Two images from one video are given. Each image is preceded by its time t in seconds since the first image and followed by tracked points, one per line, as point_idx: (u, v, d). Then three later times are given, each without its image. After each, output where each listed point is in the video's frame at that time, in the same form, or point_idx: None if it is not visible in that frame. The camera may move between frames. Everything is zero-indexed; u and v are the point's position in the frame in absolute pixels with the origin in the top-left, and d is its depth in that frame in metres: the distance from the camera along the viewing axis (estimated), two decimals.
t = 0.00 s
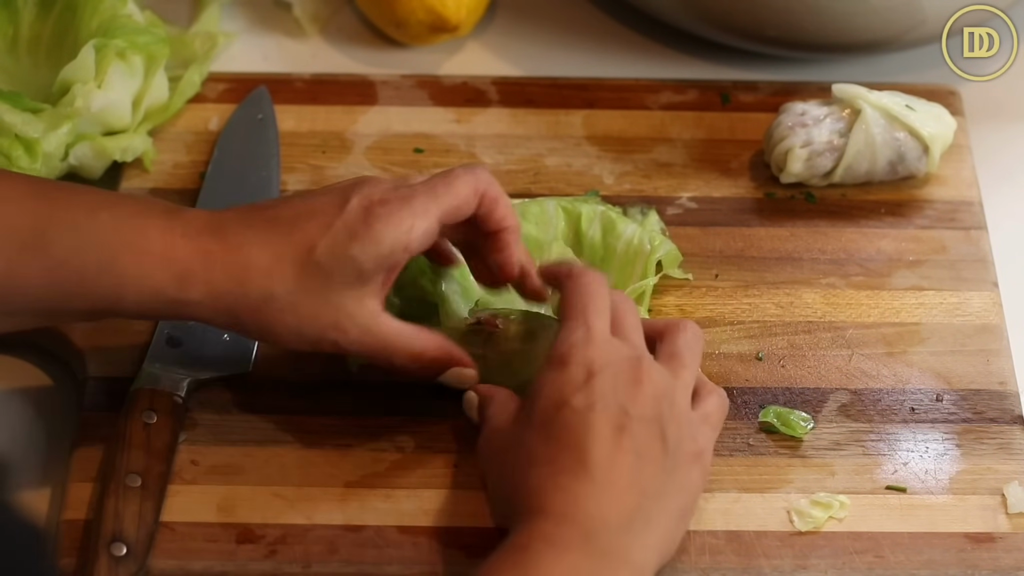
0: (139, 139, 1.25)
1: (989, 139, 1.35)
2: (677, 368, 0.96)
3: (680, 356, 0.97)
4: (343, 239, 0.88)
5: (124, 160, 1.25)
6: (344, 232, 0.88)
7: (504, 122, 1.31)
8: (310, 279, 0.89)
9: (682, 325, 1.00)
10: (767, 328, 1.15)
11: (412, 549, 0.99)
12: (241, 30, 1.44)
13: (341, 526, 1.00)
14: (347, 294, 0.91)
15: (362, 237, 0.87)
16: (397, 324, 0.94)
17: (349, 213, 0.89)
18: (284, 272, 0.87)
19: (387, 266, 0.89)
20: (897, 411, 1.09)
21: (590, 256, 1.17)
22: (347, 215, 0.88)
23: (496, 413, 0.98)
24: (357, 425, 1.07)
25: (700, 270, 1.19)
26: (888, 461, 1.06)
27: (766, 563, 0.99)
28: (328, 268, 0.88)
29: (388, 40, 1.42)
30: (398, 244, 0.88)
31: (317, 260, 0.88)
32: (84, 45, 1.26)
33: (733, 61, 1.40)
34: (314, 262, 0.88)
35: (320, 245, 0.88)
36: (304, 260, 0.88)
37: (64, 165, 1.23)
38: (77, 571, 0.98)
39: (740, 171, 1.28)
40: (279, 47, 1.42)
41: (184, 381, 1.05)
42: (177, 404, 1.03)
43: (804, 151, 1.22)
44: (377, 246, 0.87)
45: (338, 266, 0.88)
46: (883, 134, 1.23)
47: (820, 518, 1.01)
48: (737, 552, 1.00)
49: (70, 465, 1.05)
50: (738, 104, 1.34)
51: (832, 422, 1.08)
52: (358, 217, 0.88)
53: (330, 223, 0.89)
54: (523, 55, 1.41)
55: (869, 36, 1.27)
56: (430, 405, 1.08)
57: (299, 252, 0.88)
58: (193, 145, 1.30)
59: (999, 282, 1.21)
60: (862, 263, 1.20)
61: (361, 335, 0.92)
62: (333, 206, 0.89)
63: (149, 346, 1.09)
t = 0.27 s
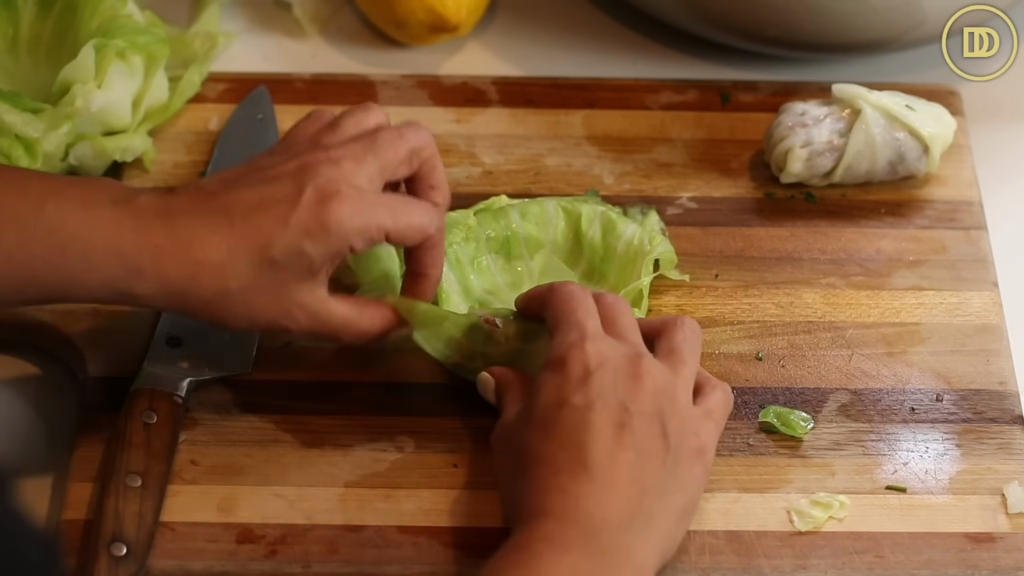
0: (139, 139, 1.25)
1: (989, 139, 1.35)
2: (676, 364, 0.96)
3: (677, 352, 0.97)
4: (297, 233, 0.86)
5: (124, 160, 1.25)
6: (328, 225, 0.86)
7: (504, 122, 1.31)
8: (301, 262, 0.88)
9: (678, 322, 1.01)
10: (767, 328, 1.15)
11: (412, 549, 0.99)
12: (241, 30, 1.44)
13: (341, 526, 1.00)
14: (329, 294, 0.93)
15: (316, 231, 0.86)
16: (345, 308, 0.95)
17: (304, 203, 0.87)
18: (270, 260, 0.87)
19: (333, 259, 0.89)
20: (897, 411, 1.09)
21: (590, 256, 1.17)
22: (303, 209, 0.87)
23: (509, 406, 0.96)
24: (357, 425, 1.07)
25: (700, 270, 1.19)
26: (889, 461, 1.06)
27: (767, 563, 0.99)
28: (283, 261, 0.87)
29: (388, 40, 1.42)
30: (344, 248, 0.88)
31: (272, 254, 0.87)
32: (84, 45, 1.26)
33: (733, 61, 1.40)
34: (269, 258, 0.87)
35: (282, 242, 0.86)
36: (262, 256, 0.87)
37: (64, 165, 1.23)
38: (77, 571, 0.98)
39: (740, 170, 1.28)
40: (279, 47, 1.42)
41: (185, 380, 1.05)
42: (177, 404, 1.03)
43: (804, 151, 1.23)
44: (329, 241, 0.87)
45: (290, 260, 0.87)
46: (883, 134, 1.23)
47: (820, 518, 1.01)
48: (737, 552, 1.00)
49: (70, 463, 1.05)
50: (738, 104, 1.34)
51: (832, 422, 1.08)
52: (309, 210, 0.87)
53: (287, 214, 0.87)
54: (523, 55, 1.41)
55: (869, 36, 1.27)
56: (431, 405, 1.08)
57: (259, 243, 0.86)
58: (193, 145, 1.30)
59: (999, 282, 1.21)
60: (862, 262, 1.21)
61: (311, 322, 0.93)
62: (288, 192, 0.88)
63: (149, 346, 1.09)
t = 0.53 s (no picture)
0: (139, 139, 1.25)
1: (989, 139, 1.35)
2: (675, 369, 0.96)
3: (675, 357, 0.97)
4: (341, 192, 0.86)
5: (124, 160, 1.25)
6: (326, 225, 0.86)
7: (504, 123, 1.31)
8: (311, 254, 0.88)
9: (678, 326, 1.00)
10: (767, 328, 1.15)
11: (412, 549, 0.99)
12: (241, 30, 1.44)
13: (341, 526, 1.00)
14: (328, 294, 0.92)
15: (360, 188, 0.86)
16: (407, 261, 0.93)
17: (346, 162, 0.87)
18: (301, 248, 0.87)
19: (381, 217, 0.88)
20: (897, 411, 1.09)
21: (590, 256, 1.17)
22: (346, 166, 0.86)
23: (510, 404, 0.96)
24: (357, 425, 1.07)
25: (700, 270, 1.19)
26: (888, 461, 1.06)
27: (766, 563, 0.99)
28: (335, 227, 0.87)
29: (388, 40, 1.42)
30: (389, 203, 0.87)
31: (323, 221, 0.86)
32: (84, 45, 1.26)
33: (733, 61, 1.40)
34: (319, 224, 0.86)
35: (329, 204, 0.86)
36: (310, 223, 0.86)
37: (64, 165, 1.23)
38: (77, 571, 0.98)
39: (740, 170, 1.28)
40: (279, 47, 1.42)
41: (185, 380, 1.05)
42: (177, 404, 1.03)
43: (804, 151, 1.22)
44: (374, 197, 0.86)
45: (339, 217, 0.86)
46: (883, 134, 1.23)
47: (820, 518, 1.01)
48: (737, 552, 1.00)
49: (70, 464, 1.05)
50: (738, 103, 1.34)
51: (832, 422, 1.08)
52: (353, 168, 0.86)
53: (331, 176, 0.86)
54: (523, 55, 1.41)
55: (869, 36, 1.27)
56: (431, 405, 1.08)
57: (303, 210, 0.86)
58: (193, 145, 1.30)
59: (1000, 282, 1.20)
60: (862, 262, 1.21)
61: (372, 280, 0.92)
62: (330, 153, 0.88)
63: (149, 346, 1.09)
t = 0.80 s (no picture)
0: (139, 139, 1.25)
1: (989, 139, 1.35)
2: (674, 382, 0.96)
3: (674, 371, 0.97)
4: (356, 206, 0.90)
5: (124, 160, 1.25)
6: (345, 235, 0.90)
7: (504, 122, 1.31)
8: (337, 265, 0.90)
9: (676, 340, 1.00)
10: (767, 328, 1.15)
11: (412, 549, 0.99)
12: (241, 30, 1.44)
13: (341, 526, 1.00)
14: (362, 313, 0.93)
15: (374, 192, 0.91)
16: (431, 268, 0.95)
17: (354, 175, 0.92)
18: (312, 258, 0.90)
19: (405, 222, 0.92)
20: (897, 411, 1.09)
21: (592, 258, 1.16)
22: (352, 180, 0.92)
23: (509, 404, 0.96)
24: (357, 425, 1.07)
25: (700, 270, 1.19)
26: (888, 461, 1.06)
27: (766, 563, 0.99)
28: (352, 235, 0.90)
29: (388, 40, 1.42)
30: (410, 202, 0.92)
31: (340, 228, 0.90)
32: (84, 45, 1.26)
33: (733, 61, 1.40)
34: (338, 230, 0.90)
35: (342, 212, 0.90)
36: (330, 230, 0.90)
37: (64, 165, 1.23)
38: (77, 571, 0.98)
39: (740, 170, 1.28)
40: (279, 47, 1.42)
41: (184, 381, 1.05)
42: (177, 404, 1.03)
43: (804, 151, 1.23)
44: (390, 197, 0.91)
45: (361, 225, 0.90)
46: (883, 134, 1.23)
47: (820, 518, 1.01)
48: (737, 552, 1.00)
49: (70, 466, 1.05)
50: (738, 103, 1.34)
51: (832, 422, 1.08)
52: (364, 177, 0.92)
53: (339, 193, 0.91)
54: (523, 55, 1.41)
55: (868, 36, 1.27)
56: (431, 405, 1.08)
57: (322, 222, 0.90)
58: (193, 145, 1.30)
59: (1000, 282, 1.20)
60: (862, 262, 1.21)
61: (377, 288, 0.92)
62: (337, 174, 0.93)
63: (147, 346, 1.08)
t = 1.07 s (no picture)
0: (139, 139, 1.25)
1: (989, 139, 1.35)
2: (676, 386, 0.96)
3: (675, 375, 0.97)
4: (358, 207, 0.91)
5: (124, 160, 1.25)
6: (350, 234, 0.91)
7: (504, 123, 1.31)
8: (343, 263, 0.90)
9: (677, 344, 1.00)
10: (767, 328, 1.15)
11: (412, 549, 0.99)
12: (241, 30, 1.44)
13: (341, 526, 1.00)
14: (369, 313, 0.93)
15: (377, 193, 0.92)
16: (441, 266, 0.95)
17: (355, 181, 0.93)
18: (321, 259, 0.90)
19: (410, 221, 0.93)
20: (897, 411, 1.09)
21: (592, 260, 1.17)
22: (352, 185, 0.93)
23: (513, 398, 0.96)
24: (356, 425, 1.07)
25: (700, 270, 1.19)
26: (888, 461, 1.06)
27: (766, 563, 0.99)
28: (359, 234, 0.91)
29: (388, 40, 1.42)
30: (412, 201, 0.93)
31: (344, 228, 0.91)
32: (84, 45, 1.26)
33: (733, 61, 1.40)
34: (342, 230, 0.91)
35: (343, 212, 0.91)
36: (335, 232, 0.91)
37: (64, 165, 1.23)
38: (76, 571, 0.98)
39: (740, 171, 1.28)
40: (279, 47, 1.42)
41: (184, 381, 1.05)
42: (176, 404, 1.03)
43: (804, 151, 1.22)
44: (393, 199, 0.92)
45: (365, 224, 0.91)
46: (883, 134, 1.23)
47: (820, 518, 1.01)
48: (737, 552, 1.00)
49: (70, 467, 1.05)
50: (738, 103, 1.34)
51: (832, 422, 1.08)
52: (364, 184, 0.93)
53: (341, 198, 0.92)
54: (523, 55, 1.41)
55: (869, 36, 1.27)
56: (431, 405, 1.08)
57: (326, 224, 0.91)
58: (193, 145, 1.30)
59: (1000, 282, 1.20)
60: (862, 263, 1.20)
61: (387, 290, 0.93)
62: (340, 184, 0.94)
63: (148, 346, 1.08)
